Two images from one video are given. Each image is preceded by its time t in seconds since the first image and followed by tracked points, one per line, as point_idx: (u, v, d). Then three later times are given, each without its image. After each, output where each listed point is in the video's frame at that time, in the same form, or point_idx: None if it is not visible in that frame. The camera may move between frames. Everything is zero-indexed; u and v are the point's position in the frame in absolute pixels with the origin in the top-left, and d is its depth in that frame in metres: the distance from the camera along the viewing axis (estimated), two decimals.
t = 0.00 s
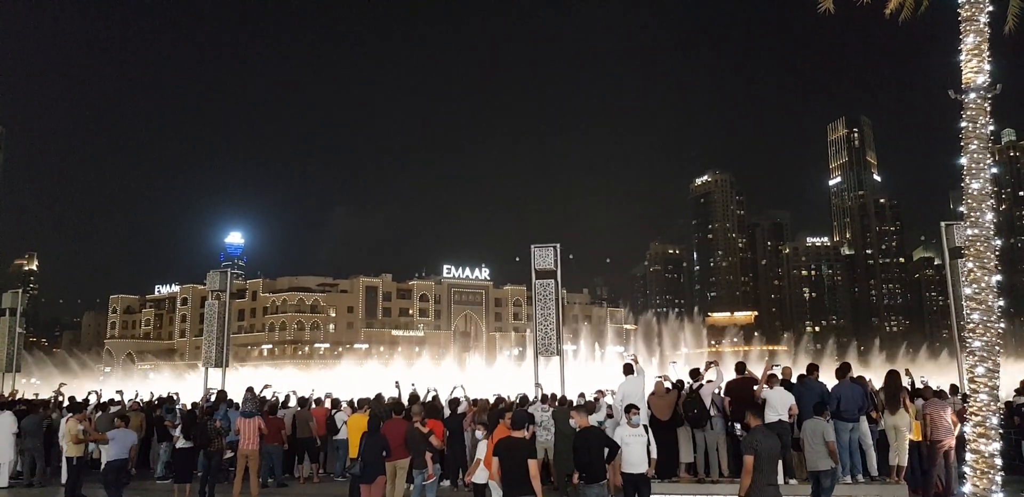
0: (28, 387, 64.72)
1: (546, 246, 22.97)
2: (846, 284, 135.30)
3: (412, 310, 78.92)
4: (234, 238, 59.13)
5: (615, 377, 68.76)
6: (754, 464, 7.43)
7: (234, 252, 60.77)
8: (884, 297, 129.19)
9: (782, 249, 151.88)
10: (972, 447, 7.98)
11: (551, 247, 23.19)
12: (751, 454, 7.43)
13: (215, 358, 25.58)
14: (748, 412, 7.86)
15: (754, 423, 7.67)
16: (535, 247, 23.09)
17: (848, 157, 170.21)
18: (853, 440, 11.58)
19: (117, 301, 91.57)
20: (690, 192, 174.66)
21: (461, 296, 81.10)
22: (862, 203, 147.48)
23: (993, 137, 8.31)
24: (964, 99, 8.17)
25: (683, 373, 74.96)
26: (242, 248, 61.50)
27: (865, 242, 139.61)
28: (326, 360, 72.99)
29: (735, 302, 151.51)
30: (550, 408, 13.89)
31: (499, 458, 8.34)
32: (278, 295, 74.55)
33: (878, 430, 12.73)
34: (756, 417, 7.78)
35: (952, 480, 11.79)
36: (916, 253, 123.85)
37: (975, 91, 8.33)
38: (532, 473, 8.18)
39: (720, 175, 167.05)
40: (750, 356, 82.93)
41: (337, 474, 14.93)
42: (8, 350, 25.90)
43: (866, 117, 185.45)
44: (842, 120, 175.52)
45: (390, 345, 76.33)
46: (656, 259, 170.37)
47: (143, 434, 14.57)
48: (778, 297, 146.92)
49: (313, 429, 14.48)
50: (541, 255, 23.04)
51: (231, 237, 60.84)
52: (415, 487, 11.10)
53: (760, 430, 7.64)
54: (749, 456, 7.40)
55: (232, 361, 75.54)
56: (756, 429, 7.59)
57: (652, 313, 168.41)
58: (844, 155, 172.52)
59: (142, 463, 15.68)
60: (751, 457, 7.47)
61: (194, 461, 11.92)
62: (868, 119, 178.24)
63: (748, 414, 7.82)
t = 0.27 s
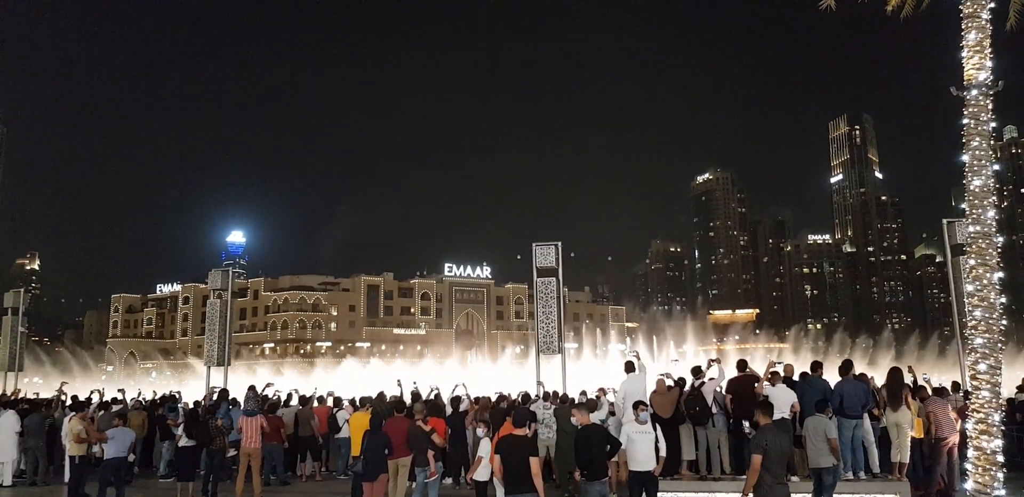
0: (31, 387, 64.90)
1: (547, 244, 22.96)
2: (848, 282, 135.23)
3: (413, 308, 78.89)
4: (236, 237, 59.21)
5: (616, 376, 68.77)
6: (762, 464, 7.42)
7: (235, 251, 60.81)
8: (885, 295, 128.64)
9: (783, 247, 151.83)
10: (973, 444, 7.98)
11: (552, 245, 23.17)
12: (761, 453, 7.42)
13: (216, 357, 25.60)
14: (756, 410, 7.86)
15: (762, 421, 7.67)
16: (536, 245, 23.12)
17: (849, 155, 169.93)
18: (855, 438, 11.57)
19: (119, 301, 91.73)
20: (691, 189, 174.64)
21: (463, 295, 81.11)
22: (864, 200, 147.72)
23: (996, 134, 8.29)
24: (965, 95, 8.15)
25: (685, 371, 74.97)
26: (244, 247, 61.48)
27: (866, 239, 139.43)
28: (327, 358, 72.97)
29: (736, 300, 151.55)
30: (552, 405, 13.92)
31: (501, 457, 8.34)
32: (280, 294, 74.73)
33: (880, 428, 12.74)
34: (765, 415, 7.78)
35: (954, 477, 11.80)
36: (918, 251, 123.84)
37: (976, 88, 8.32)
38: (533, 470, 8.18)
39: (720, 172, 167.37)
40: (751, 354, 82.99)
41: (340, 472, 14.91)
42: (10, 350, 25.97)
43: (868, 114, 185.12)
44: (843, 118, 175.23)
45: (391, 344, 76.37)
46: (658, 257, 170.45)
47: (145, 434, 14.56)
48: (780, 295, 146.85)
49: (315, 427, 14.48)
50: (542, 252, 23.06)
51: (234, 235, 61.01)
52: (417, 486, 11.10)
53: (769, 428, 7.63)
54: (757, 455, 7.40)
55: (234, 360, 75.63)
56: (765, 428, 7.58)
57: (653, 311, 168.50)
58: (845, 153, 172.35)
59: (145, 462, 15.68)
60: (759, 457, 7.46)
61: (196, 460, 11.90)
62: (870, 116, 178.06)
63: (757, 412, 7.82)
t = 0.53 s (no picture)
0: (44, 383, 65.52)
1: (554, 240, 22.90)
2: (857, 276, 134.66)
3: (420, 305, 78.78)
4: (245, 233, 59.53)
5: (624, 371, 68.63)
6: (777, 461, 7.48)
7: (244, 248, 61.04)
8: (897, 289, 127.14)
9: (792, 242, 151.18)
10: (986, 440, 8.01)
11: (558, 241, 23.09)
12: (777, 450, 7.46)
13: (226, 354, 25.76)
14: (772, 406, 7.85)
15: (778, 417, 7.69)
16: (542, 241, 23.10)
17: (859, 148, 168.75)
18: (866, 433, 11.56)
19: (130, 298, 92.35)
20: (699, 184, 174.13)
21: (470, 291, 81.16)
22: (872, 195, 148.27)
23: (1009, 126, 8.26)
24: (978, 88, 8.12)
25: (693, 366, 74.79)
26: (252, 244, 61.73)
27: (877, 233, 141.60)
28: (335, 355, 73.15)
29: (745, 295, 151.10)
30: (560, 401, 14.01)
31: (511, 453, 8.40)
32: (289, 290, 75.12)
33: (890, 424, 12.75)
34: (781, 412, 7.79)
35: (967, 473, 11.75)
36: (929, 245, 123.06)
37: (989, 79, 8.30)
38: (542, 465, 8.25)
39: (728, 167, 168.37)
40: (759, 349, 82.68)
41: (348, 467, 15.05)
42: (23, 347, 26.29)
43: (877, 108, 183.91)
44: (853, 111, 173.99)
45: (399, 340, 76.51)
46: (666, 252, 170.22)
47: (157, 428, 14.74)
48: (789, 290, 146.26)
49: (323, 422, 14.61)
50: (549, 248, 23.02)
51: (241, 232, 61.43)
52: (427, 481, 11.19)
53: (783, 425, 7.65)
54: (773, 452, 7.44)
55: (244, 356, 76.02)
56: (781, 425, 7.59)
57: (661, 306, 168.25)
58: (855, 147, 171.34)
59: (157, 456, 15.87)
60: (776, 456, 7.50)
61: (207, 454, 12.05)
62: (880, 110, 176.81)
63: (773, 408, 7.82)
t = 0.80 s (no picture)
0: (86, 379, 67.13)
1: (584, 234, 22.71)
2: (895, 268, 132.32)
3: (451, 300, 79.38)
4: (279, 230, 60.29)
5: (656, 366, 68.20)
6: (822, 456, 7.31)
7: (279, 245, 61.97)
8: (936, 281, 123.20)
9: (827, 234, 148.84)
10: None
11: (589, 234, 22.92)
12: (824, 445, 7.29)
13: (262, 349, 26.06)
14: (819, 400, 7.64)
15: (825, 412, 7.50)
16: (573, 235, 22.84)
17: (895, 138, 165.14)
18: (908, 429, 11.33)
19: (167, 295, 94.15)
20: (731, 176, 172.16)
21: (500, 286, 81.30)
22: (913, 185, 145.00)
23: None
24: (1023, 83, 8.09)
25: (727, 360, 73.99)
26: (287, 240, 62.59)
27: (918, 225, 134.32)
28: (368, 350, 73.67)
29: (778, 289, 149.14)
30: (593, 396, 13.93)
31: (544, 447, 8.36)
32: (323, 286, 76.08)
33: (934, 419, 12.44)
34: (826, 405, 7.59)
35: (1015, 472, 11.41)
36: (970, 235, 120.55)
37: None
38: (576, 460, 8.16)
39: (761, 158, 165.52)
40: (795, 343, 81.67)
41: (383, 461, 15.16)
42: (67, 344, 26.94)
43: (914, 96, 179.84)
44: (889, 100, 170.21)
45: (430, 335, 76.92)
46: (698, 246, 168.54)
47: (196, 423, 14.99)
48: (825, 283, 143.95)
49: (357, 416, 14.74)
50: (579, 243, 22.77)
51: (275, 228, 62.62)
52: (461, 477, 11.20)
53: (831, 419, 7.44)
54: (820, 448, 7.28)
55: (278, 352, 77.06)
56: (828, 419, 7.40)
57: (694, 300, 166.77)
58: (892, 136, 167.97)
59: (196, 450, 16.15)
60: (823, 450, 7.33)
61: (244, 449, 12.20)
62: (918, 98, 173.03)
63: (819, 402, 7.61)
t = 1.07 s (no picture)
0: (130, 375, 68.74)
1: (619, 232, 22.66)
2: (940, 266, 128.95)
3: (486, 298, 79.60)
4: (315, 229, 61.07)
5: (692, 366, 67.31)
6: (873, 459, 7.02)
7: (315, 243, 62.75)
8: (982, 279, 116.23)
9: (869, 230, 145.74)
10: None
11: (625, 233, 22.85)
12: (877, 449, 6.98)
13: (300, 347, 26.37)
14: (870, 399, 7.34)
15: (878, 412, 7.20)
16: (609, 233, 22.86)
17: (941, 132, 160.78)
18: (954, 429, 10.94)
19: (208, 293, 96.03)
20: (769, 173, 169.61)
21: (535, 284, 81.18)
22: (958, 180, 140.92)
23: None
24: None
25: (765, 359, 72.67)
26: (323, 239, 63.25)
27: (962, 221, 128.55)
28: (403, 349, 73.92)
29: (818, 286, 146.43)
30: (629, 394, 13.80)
31: (580, 447, 8.27)
32: (358, 284, 76.79)
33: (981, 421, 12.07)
34: (879, 405, 7.28)
35: None
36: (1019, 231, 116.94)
37: None
38: (613, 460, 8.06)
39: (801, 153, 162.44)
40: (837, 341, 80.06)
41: (419, 459, 15.19)
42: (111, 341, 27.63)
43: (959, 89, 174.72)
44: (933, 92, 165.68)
45: (465, 333, 77.05)
46: (735, 244, 166.23)
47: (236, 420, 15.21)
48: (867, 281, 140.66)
49: (393, 415, 14.80)
50: (615, 241, 22.76)
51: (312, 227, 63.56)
52: (497, 475, 11.15)
53: (883, 420, 7.14)
54: (873, 452, 6.98)
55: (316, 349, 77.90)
56: (880, 421, 7.12)
57: (732, 299, 164.51)
58: (936, 130, 163.63)
59: (236, 447, 16.40)
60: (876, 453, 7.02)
61: (283, 446, 12.30)
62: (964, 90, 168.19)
63: (871, 402, 7.31)
